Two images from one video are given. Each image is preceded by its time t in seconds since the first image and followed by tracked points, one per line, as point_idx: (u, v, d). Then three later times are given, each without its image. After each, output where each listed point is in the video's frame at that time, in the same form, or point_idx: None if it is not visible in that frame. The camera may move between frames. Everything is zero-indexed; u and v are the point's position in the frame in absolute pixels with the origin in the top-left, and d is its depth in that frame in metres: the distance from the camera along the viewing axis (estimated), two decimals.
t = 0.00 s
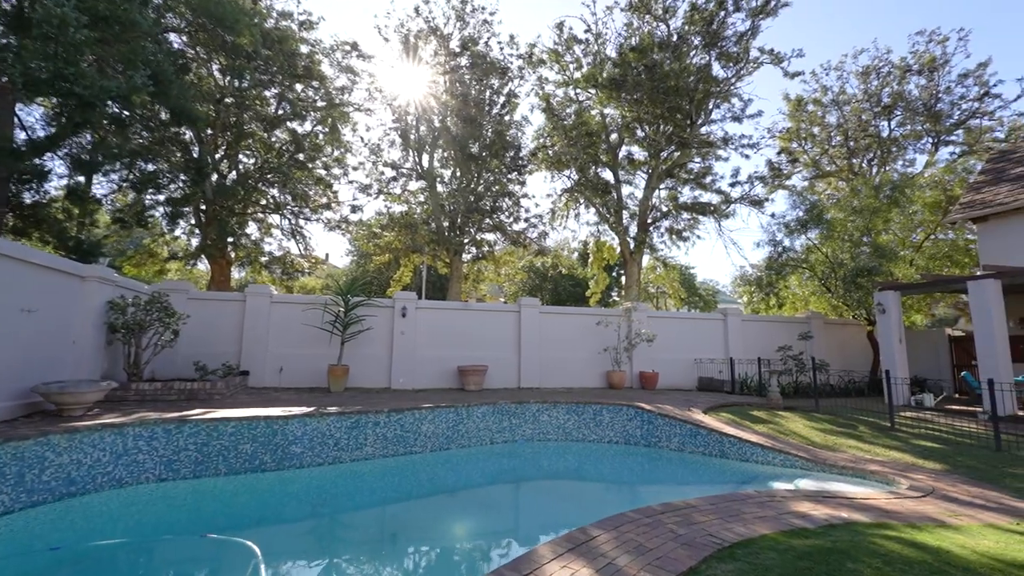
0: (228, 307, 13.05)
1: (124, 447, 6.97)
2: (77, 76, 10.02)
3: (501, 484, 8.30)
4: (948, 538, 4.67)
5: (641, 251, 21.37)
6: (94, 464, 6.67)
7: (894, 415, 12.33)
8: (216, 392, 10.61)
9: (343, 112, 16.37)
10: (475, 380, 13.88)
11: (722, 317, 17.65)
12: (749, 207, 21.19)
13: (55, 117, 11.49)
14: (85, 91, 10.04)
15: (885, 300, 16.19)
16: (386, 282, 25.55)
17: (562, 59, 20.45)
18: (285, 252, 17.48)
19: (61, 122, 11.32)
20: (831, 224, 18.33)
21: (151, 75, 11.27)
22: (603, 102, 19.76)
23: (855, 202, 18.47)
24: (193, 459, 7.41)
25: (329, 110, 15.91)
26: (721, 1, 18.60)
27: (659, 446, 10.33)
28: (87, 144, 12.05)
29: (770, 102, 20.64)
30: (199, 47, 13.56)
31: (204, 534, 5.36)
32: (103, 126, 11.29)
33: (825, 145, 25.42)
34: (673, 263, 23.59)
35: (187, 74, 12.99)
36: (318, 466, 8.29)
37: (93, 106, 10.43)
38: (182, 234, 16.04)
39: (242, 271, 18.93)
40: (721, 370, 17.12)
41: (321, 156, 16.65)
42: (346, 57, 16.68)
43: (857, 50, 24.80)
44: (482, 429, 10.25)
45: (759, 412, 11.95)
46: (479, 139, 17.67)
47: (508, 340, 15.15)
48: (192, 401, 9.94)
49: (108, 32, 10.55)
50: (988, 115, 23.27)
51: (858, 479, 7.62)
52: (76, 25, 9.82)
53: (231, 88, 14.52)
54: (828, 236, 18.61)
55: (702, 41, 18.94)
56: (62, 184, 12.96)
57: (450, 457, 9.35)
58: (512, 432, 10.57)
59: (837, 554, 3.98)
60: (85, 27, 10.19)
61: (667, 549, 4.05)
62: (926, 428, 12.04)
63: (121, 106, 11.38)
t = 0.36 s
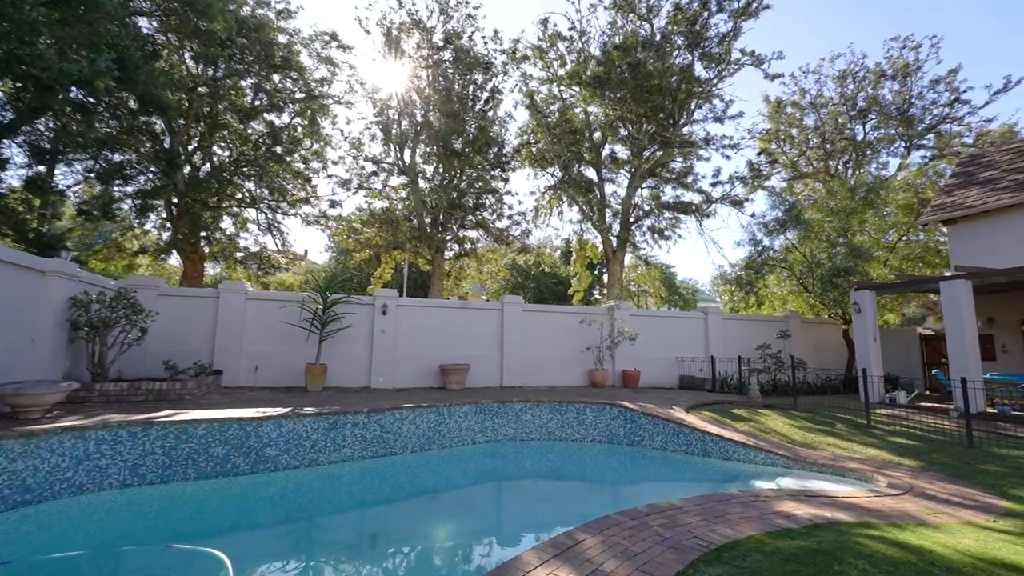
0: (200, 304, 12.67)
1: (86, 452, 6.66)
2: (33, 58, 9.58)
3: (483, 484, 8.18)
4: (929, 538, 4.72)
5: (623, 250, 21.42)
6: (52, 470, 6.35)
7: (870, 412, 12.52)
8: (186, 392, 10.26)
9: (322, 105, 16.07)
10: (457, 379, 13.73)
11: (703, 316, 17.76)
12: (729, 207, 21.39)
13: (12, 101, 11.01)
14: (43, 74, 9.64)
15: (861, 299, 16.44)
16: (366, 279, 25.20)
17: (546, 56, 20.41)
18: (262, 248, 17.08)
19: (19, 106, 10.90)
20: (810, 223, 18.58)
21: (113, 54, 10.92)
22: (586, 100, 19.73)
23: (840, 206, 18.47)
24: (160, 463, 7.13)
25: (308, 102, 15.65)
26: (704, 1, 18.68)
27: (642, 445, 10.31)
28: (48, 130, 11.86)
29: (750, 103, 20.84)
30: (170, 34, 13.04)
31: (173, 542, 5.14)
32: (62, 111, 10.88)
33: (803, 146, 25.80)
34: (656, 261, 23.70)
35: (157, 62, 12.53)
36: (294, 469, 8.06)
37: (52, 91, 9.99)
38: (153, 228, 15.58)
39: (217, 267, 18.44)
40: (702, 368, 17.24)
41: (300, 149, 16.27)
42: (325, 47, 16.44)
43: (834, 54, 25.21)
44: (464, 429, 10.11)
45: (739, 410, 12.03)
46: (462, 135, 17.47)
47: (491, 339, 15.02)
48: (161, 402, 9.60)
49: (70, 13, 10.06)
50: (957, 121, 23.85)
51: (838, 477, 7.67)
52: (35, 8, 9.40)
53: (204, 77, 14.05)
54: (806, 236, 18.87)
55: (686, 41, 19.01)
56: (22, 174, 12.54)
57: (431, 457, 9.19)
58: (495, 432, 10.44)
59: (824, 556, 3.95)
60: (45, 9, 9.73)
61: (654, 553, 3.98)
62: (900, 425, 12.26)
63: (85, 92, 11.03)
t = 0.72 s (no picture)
0: (167, 301, 12.25)
1: (37, 459, 6.27)
2: None
3: (462, 486, 8.04)
4: (906, 538, 4.77)
5: (603, 249, 21.47)
6: None
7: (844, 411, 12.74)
8: (150, 394, 9.86)
9: (298, 97, 15.72)
10: (436, 379, 13.56)
11: (682, 316, 17.90)
12: (707, 208, 21.63)
13: None
14: None
15: (834, 300, 16.74)
16: (343, 277, 24.79)
17: (528, 53, 20.39)
18: (234, 244, 16.58)
19: None
20: (785, 224, 18.87)
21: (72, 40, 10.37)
22: (568, 99, 19.71)
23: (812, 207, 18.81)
24: (119, 470, 6.80)
25: (284, 94, 15.33)
26: (684, 3, 18.81)
27: (622, 445, 10.30)
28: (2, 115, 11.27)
29: (728, 106, 21.08)
30: (136, 19, 12.54)
31: (132, 552, 4.90)
32: (15, 95, 10.43)
33: (778, 149, 26.24)
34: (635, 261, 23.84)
35: (121, 47, 12.00)
36: (264, 474, 7.81)
37: (3, 73, 9.43)
38: (118, 221, 15.02)
39: (187, 263, 17.86)
40: (680, 368, 17.36)
41: (275, 142, 15.83)
42: (301, 39, 16.05)
43: (809, 60, 25.70)
44: (442, 430, 9.94)
45: (717, 409, 12.11)
46: (443, 132, 17.29)
47: (470, 339, 14.87)
48: (122, 404, 9.21)
49: None
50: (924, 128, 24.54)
51: (814, 476, 7.73)
52: None
53: (174, 65, 13.53)
54: (781, 237, 19.15)
55: (666, 42, 19.08)
56: None
57: (408, 460, 9.02)
58: (474, 433, 10.30)
59: (805, 558, 3.92)
60: None
61: (636, 559, 3.90)
62: (872, 424, 12.51)
63: (40, 74, 10.47)
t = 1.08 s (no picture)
0: (130, 299, 11.75)
1: None
2: None
3: (440, 490, 7.88)
4: (887, 540, 4.83)
5: (584, 249, 21.47)
6: None
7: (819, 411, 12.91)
8: (109, 398, 9.44)
9: (273, 90, 15.28)
10: (415, 380, 13.34)
11: (661, 316, 17.97)
12: (686, 210, 21.79)
13: None
14: None
15: (809, 301, 16.98)
16: (320, 274, 24.31)
17: (510, 52, 20.27)
18: (205, 241, 16.09)
19: None
20: (761, 225, 19.10)
21: (24, 19, 9.91)
22: (550, 98, 19.66)
23: (789, 210, 19.02)
24: (73, 479, 6.45)
25: (258, 86, 14.84)
26: (666, 5, 18.88)
27: (602, 447, 10.23)
28: None
29: (707, 109, 21.25)
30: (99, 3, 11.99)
31: (88, 566, 4.62)
32: None
33: (755, 152, 26.59)
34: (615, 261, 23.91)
35: (82, 32, 11.42)
36: (232, 481, 7.52)
37: None
38: (79, 215, 14.41)
39: (155, 260, 17.24)
40: (659, 368, 17.43)
41: (248, 135, 15.33)
42: (277, 30, 15.53)
43: (784, 66, 26.11)
44: (421, 433, 9.74)
45: (696, 409, 12.14)
46: (423, 128, 17.02)
47: (450, 339, 14.67)
48: (79, 409, 8.78)
49: None
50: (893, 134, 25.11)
51: (792, 476, 7.77)
52: None
53: (141, 53, 13.05)
54: (757, 239, 19.41)
55: (647, 44, 19.11)
56: None
57: (385, 464, 8.79)
58: (453, 435, 10.12)
59: (790, 564, 3.88)
60: None
61: (621, 568, 3.81)
62: (847, 423, 12.70)
63: None
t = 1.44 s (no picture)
0: (93, 299, 11.29)
1: None
2: None
3: (420, 495, 7.71)
4: (869, 543, 4.86)
5: (566, 250, 21.43)
6: None
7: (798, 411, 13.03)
8: (69, 402, 9.03)
9: (250, 83, 14.84)
10: (395, 382, 13.12)
11: (643, 317, 18.02)
12: (667, 212, 21.91)
13: None
14: None
15: (787, 303, 17.17)
16: (298, 273, 23.84)
17: (493, 50, 20.12)
18: (175, 238, 15.75)
19: None
20: (741, 228, 19.30)
21: None
22: (534, 98, 19.59)
23: (768, 213, 19.20)
24: (27, 490, 6.09)
25: (234, 79, 14.34)
26: (649, 8, 18.92)
27: (585, 449, 10.16)
28: None
29: (689, 112, 21.37)
30: None
31: None
32: None
33: (734, 156, 26.88)
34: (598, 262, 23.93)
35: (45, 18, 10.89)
36: (201, 489, 7.23)
37: None
38: (41, 209, 13.85)
39: (124, 257, 16.69)
40: (641, 369, 17.46)
41: (223, 129, 14.86)
42: (255, 22, 15.09)
43: (763, 72, 26.42)
44: (400, 437, 9.54)
45: (678, 410, 12.16)
46: (405, 126, 16.76)
47: (431, 340, 14.47)
48: (37, 414, 8.37)
49: None
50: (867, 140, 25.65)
51: (773, 478, 7.79)
52: None
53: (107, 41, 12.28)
54: (737, 242, 19.61)
55: (629, 46, 19.11)
56: None
57: (363, 468, 8.58)
58: (433, 439, 9.93)
59: (777, 570, 3.84)
60: None
61: None
62: (824, 424, 12.85)
63: None
